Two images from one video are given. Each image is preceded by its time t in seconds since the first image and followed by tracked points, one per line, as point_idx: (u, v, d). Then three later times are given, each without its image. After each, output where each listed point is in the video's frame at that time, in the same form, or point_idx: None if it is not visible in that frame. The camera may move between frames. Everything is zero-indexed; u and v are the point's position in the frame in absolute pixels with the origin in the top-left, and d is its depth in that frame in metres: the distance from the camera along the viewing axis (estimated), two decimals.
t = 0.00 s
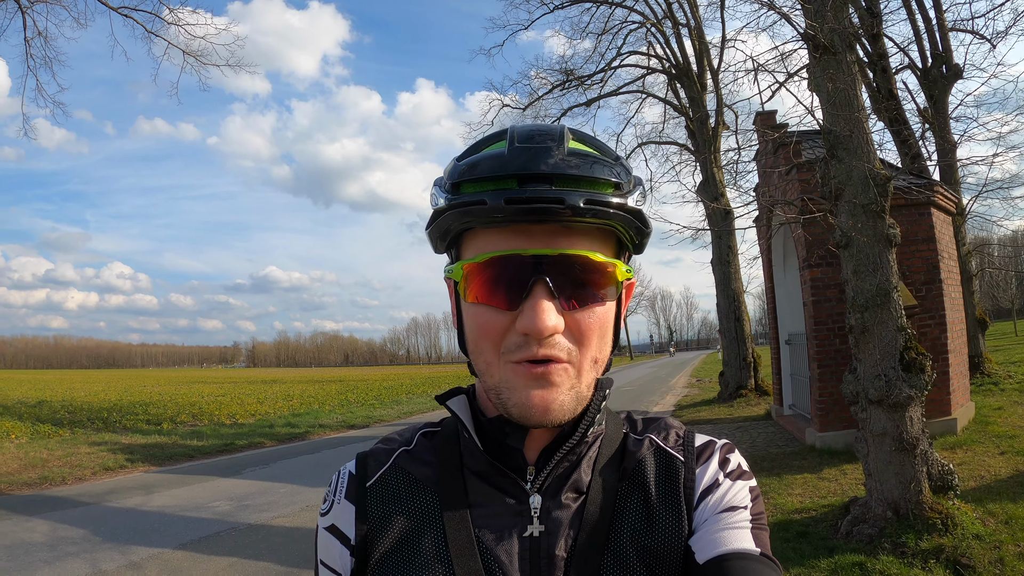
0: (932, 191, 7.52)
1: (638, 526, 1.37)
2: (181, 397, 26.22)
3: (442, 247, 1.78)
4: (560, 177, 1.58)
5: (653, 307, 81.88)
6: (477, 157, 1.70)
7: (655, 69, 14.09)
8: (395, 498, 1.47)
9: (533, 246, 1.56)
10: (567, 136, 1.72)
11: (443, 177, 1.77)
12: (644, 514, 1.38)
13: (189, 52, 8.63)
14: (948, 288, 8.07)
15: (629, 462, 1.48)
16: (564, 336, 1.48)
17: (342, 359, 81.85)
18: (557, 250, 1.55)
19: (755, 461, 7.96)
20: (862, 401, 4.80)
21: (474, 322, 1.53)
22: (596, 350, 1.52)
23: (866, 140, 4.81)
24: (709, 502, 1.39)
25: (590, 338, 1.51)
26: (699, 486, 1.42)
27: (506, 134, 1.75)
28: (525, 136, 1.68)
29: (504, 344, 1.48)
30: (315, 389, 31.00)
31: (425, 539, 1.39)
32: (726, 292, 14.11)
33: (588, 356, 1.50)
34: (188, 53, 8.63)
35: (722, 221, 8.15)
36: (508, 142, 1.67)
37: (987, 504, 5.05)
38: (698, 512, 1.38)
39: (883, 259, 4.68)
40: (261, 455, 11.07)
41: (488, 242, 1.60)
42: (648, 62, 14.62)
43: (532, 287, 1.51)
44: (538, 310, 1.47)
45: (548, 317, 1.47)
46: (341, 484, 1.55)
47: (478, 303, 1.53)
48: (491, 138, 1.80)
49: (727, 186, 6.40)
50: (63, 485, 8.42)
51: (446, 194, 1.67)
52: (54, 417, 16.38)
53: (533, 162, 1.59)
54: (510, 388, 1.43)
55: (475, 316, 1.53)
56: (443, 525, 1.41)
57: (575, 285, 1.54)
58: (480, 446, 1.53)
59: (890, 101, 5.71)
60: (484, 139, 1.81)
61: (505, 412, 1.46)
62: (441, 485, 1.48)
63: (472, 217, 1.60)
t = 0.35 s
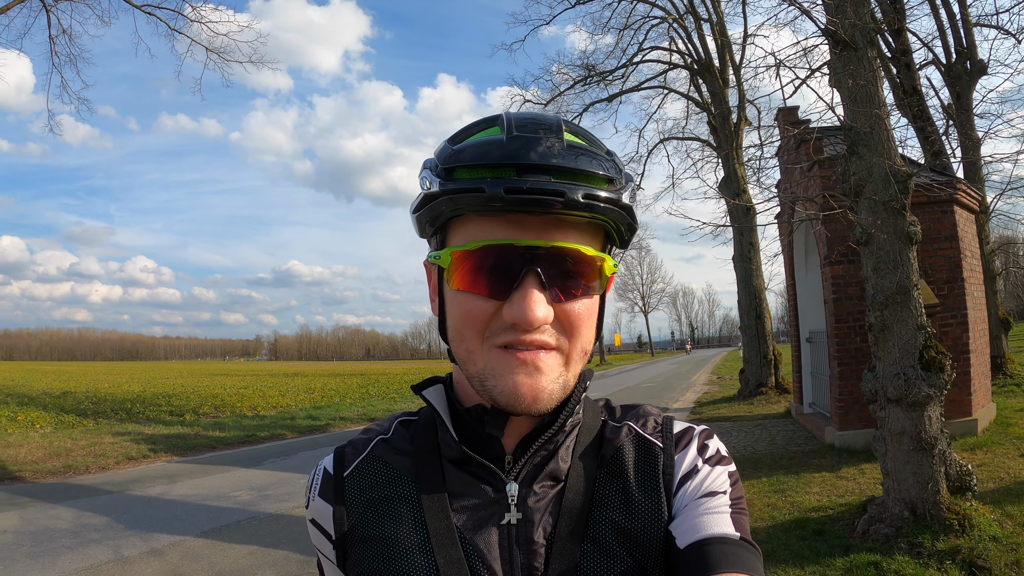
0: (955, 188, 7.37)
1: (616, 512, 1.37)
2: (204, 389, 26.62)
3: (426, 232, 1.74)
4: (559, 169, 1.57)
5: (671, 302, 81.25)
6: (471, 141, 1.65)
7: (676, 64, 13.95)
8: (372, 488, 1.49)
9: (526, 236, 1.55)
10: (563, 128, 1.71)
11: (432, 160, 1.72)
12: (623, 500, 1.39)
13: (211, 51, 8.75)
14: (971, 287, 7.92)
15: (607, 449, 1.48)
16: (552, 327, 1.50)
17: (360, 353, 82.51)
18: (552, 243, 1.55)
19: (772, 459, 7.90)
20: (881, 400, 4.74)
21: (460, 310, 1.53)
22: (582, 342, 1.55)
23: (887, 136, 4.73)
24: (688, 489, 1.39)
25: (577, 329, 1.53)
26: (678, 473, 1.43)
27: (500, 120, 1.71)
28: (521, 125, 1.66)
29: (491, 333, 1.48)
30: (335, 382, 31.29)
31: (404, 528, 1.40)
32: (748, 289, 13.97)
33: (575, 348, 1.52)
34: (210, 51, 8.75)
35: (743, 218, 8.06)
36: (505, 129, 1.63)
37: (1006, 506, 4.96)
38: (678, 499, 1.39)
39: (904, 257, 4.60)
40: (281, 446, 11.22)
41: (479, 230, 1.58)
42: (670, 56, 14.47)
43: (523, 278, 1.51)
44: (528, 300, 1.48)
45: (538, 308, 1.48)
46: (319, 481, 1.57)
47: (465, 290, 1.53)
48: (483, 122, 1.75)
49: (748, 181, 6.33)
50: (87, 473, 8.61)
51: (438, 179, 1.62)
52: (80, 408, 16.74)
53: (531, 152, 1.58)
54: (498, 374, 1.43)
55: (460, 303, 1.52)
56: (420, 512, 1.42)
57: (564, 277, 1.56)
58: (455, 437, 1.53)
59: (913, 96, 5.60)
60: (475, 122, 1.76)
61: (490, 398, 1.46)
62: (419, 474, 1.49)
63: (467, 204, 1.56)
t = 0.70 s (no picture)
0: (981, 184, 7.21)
1: (606, 488, 1.38)
2: (229, 382, 27.06)
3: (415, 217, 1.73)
4: (551, 158, 1.58)
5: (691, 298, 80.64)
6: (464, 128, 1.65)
7: (700, 59, 13.81)
8: (377, 465, 1.51)
9: (518, 223, 1.56)
10: (554, 116, 1.70)
11: (423, 145, 1.71)
12: (612, 477, 1.39)
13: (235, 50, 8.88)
14: (996, 285, 7.75)
15: (596, 426, 1.48)
16: (540, 311, 1.52)
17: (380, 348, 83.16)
18: (542, 229, 1.56)
19: (792, 456, 7.83)
20: (902, 397, 4.68)
21: (450, 294, 1.54)
22: (569, 325, 1.57)
23: (909, 131, 4.64)
24: (679, 470, 1.37)
25: (564, 313, 1.55)
26: (669, 454, 1.40)
27: (492, 106, 1.70)
28: (512, 111, 1.67)
29: (481, 317, 1.50)
30: (357, 377, 31.60)
31: (405, 504, 1.43)
32: (771, 285, 13.83)
33: (562, 330, 1.55)
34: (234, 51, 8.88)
35: (766, 214, 7.98)
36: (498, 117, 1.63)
37: None
38: (669, 480, 1.37)
39: (926, 253, 4.52)
40: (303, 438, 11.38)
41: (471, 215, 1.58)
42: (693, 51, 14.32)
43: (513, 263, 1.52)
44: (517, 285, 1.49)
45: (527, 292, 1.50)
46: (328, 455, 1.59)
47: (453, 274, 1.54)
48: (474, 108, 1.74)
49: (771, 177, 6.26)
50: (112, 463, 8.83)
51: (431, 164, 1.61)
52: (108, 399, 17.15)
53: (523, 140, 1.58)
54: (486, 356, 1.46)
55: (451, 288, 1.53)
56: (422, 490, 1.45)
57: (552, 262, 1.56)
58: (451, 415, 1.55)
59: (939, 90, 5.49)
60: (466, 107, 1.75)
61: (479, 380, 1.49)
62: (420, 453, 1.51)
63: (460, 190, 1.56)
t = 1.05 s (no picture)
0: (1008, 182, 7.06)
1: (602, 492, 1.40)
2: (253, 378, 27.47)
3: (424, 223, 1.69)
4: (573, 160, 1.61)
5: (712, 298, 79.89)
6: (484, 129, 1.64)
7: (723, 57, 13.68)
8: (376, 472, 1.53)
9: (541, 224, 1.57)
10: (569, 122, 1.74)
11: (439, 148, 1.67)
12: (608, 481, 1.41)
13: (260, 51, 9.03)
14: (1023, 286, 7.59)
15: (594, 429, 1.50)
16: (559, 311, 1.54)
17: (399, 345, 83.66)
18: (563, 231, 1.57)
19: (813, 458, 7.75)
20: (924, 400, 4.61)
21: (467, 295, 1.52)
22: (581, 325, 1.60)
23: (933, 130, 4.57)
24: (676, 473, 1.38)
25: (578, 313, 1.59)
26: (665, 456, 1.42)
27: (506, 110, 1.71)
28: (531, 116, 1.69)
29: (501, 317, 1.49)
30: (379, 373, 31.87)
31: (405, 510, 1.44)
32: (794, 284, 13.68)
33: (576, 330, 1.58)
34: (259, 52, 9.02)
35: (789, 213, 7.89)
36: (518, 120, 1.65)
37: None
38: (666, 483, 1.38)
39: (950, 254, 4.45)
40: (324, 434, 11.51)
41: (493, 217, 1.57)
42: (716, 49, 14.19)
43: (536, 264, 1.53)
44: (539, 286, 1.51)
45: (548, 293, 1.51)
46: (327, 466, 1.61)
47: (473, 275, 1.53)
48: (485, 112, 1.74)
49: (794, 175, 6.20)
50: (137, 456, 9.03)
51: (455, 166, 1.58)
52: (134, 393, 17.50)
53: (547, 142, 1.60)
54: (508, 359, 1.46)
55: (468, 289, 1.52)
56: (420, 495, 1.47)
57: (568, 263, 1.59)
58: (447, 420, 1.58)
59: (965, 88, 5.38)
60: (476, 112, 1.75)
61: (497, 383, 1.48)
62: (418, 459, 1.53)
63: (489, 190, 1.54)
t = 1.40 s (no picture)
0: None
1: (601, 511, 1.39)
2: (274, 374, 27.81)
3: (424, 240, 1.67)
4: (581, 177, 1.62)
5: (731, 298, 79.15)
6: (490, 142, 1.62)
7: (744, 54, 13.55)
8: (367, 490, 1.54)
9: (547, 242, 1.58)
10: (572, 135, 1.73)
11: (443, 163, 1.64)
12: (608, 500, 1.40)
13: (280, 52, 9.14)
14: None
15: (593, 446, 1.49)
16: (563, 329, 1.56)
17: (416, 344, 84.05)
18: (568, 249, 1.59)
19: (833, 461, 7.65)
20: (945, 404, 4.54)
21: (472, 316, 1.53)
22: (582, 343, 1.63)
23: (957, 129, 4.48)
24: (677, 489, 1.38)
25: (578, 331, 1.61)
26: (666, 472, 1.42)
27: (508, 122, 1.69)
28: (535, 128, 1.67)
29: (507, 339, 1.50)
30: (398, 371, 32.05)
31: (396, 526, 1.45)
32: (816, 284, 13.51)
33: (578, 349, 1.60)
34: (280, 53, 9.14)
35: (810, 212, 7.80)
36: (524, 135, 1.64)
37: None
38: (667, 499, 1.38)
39: (972, 255, 4.37)
40: (343, 431, 11.61)
41: (499, 236, 1.57)
42: (738, 46, 14.05)
43: (542, 282, 1.55)
44: (544, 306, 1.52)
45: (553, 313, 1.53)
46: (317, 484, 1.63)
47: (479, 295, 1.53)
48: (485, 124, 1.72)
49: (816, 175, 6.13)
50: (158, 452, 9.18)
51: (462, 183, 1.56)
52: (156, 389, 17.78)
53: (556, 158, 1.60)
54: (518, 379, 1.46)
55: (473, 310, 1.52)
56: (411, 511, 1.47)
57: (571, 281, 1.61)
58: (440, 438, 1.58)
59: (989, 86, 5.28)
60: (477, 123, 1.72)
61: (505, 402, 1.48)
62: (410, 476, 1.54)
63: (498, 209, 1.54)
